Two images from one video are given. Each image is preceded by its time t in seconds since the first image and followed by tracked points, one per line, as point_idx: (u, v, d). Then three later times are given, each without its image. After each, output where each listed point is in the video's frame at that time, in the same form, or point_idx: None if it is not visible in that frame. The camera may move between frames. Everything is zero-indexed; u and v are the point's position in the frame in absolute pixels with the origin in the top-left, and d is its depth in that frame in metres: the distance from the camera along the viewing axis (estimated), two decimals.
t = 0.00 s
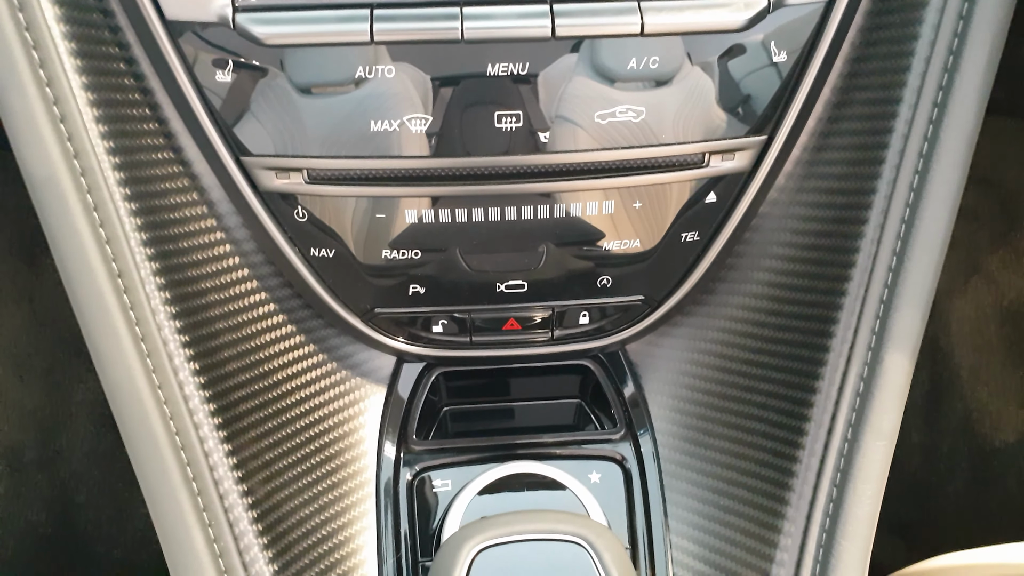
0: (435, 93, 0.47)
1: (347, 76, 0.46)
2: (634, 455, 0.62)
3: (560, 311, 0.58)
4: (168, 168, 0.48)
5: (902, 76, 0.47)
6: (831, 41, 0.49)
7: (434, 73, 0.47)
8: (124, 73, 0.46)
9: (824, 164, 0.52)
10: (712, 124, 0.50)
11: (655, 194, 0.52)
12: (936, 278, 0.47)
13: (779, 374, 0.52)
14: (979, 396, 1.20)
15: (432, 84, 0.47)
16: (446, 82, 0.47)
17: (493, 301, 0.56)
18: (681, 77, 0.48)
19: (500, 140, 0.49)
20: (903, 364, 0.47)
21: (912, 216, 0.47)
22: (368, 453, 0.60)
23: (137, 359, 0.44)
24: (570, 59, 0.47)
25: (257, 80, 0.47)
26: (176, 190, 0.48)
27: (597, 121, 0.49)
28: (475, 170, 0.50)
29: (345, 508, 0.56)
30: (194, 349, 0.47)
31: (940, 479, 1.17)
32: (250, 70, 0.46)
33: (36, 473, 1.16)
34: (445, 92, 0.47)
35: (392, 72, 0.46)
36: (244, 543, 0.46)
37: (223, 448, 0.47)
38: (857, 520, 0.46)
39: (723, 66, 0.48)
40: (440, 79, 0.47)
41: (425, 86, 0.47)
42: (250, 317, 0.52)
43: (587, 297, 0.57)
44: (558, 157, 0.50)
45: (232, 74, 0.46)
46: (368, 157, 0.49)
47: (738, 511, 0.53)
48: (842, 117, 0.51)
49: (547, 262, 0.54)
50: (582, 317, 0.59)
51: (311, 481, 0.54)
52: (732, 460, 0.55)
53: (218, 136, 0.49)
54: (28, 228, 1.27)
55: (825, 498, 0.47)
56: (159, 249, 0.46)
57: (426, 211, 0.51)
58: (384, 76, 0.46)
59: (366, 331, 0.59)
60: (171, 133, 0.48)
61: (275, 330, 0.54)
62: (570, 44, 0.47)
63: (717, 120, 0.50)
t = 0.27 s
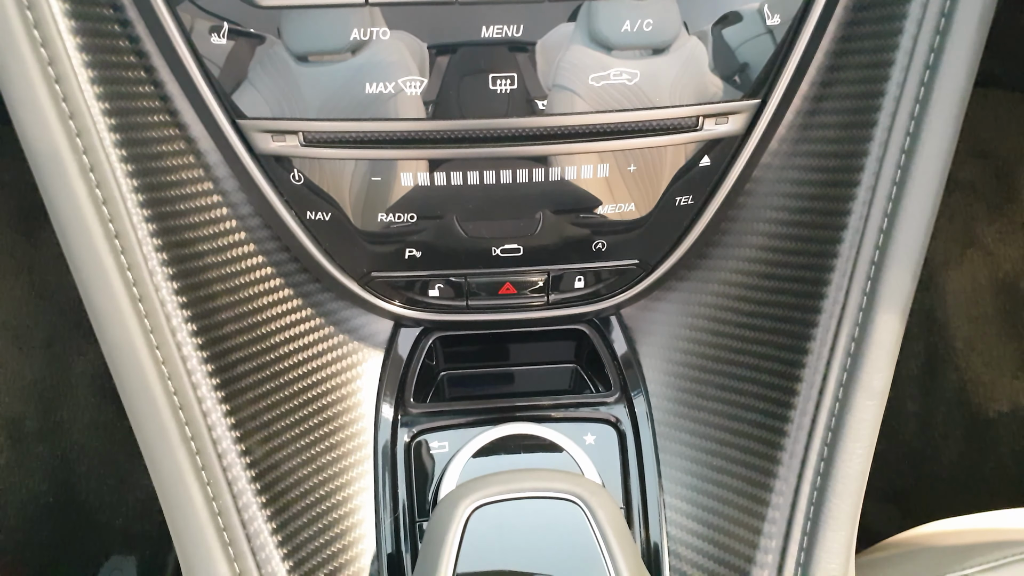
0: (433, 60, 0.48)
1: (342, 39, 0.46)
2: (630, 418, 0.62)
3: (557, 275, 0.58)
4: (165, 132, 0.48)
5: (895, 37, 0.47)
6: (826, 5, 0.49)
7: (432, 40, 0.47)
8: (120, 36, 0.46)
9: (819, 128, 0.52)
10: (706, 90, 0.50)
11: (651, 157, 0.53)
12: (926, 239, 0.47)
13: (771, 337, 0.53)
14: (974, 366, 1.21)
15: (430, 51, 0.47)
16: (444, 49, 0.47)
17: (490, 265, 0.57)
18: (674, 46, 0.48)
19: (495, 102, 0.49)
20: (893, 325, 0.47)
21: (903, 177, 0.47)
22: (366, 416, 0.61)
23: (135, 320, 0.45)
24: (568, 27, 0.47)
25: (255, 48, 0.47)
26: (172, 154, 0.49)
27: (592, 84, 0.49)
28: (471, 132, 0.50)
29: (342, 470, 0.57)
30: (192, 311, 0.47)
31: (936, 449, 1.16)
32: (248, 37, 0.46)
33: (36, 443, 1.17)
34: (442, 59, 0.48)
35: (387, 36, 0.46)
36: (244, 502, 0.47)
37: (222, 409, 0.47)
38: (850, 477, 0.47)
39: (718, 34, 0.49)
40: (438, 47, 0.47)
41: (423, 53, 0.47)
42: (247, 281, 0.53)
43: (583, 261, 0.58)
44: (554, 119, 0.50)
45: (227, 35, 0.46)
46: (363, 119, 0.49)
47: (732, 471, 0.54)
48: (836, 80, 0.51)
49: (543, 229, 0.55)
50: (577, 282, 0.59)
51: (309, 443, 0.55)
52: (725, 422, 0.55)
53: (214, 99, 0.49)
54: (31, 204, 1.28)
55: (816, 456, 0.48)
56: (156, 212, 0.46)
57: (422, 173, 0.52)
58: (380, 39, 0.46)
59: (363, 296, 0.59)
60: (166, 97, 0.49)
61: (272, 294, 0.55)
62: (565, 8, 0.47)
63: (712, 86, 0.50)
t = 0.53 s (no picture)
0: (433, 37, 0.47)
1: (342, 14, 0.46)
2: (624, 398, 0.63)
3: (554, 256, 0.58)
4: (162, 107, 0.48)
5: (897, 20, 0.47)
6: None
7: (432, 17, 0.47)
8: (116, 9, 0.45)
9: (819, 111, 0.52)
10: (708, 70, 0.50)
11: (650, 138, 0.53)
12: (923, 225, 0.47)
13: (766, 320, 0.53)
14: (968, 349, 1.22)
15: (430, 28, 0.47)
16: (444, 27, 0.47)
17: (487, 245, 0.57)
18: (676, 24, 0.48)
19: (495, 81, 0.49)
20: (887, 310, 0.47)
21: (901, 162, 0.47)
22: (362, 393, 0.61)
23: (133, 297, 0.45)
24: (569, 5, 0.47)
25: (253, 22, 0.46)
26: (170, 129, 0.49)
27: (591, 64, 0.49)
28: (470, 111, 0.50)
29: (338, 446, 0.57)
30: (190, 287, 0.47)
31: (928, 430, 1.17)
32: (246, 11, 0.46)
33: (33, 414, 1.17)
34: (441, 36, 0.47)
35: (388, 12, 0.46)
36: (240, 478, 0.47)
37: (219, 385, 0.48)
38: (840, 459, 0.47)
39: (720, 13, 0.48)
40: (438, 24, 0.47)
41: (423, 30, 0.47)
42: (244, 257, 0.53)
43: (581, 242, 0.58)
44: (553, 99, 0.50)
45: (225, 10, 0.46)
46: (362, 96, 0.49)
47: (724, 451, 0.54)
48: (837, 63, 0.51)
49: (542, 209, 0.55)
50: (574, 262, 0.59)
51: (305, 419, 0.55)
52: (719, 403, 0.56)
53: (211, 74, 0.48)
54: (28, 176, 1.28)
55: (808, 438, 0.48)
56: (153, 187, 0.46)
57: (421, 152, 0.51)
58: (380, 15, 0.46)
59: (360, 274, 0.59)
60: (164, 71, 0.48)
61: (269, 271, 0.55)
62: None
63: (713, 65, 0.50)
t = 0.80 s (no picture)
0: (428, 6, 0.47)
1: None
2: (620, 366, 0.64)
3: (551, 227, 0.58)
4: (157, 77, 0.48)
5: None
6: None
7: None
8: None
9: (814, 79, 0.52)
10: (703, 41, 0.50)
11: (645, 107, 0.52)
12: (919, 192, 0.48)
13: (762, 289, 0.54)
14: (963, 324, 1.22)
15: None
16: None
17: (484, 216, 0.57)
18: None
19: (490, 50, 0.49)
20: (882, 277, 0.48)
21: (897, 129, 0.47)
22: (360, 365, 0.62)
23: (130, 267, 0.45)
24: None
25: None
26: (165, 99, 0.48)
27: (587, 32, 0.49)
28: (465, 80, 0.50)
29: (337, 417, 0.58)
30: (187, 258, 0.47)
31: (923, 404, 1.18)
32: None
33: (33, 393, 1.17)
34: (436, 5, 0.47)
35: None
36: (240, 447, 0.47)
37: (218, 356, 0.48)
38: (834, 425, 0.48)
39: None
40: None
41: None
42: (241, 229, 0.53)
43: (577, 213, 0.58)
44: (549, 68, 0.50)
45: None
46: (357, 66, 0.49)
47: (720, 420, 0.55)
48: (833, 31, 0.51)
49: (538, 179, 0.55)
50: (571, 233, 0.59)
51: (304, 390, 0.55)
52: (715, 372, 0.56)
53: (206, 44, 0.48)
54: (21, 156, 1.27)
55: (804, 405, 0.49)
56: (149, 157, 0.46)
57: (417, 122, 0.51)
58: None
59: (356, 246, 0.59)
60: (158, 41, 0.48)
61: (267, 242, 0.55)
62: None
63: (708, 36, 0.50)
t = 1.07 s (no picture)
0: None
1: None
2: (617, 330, 0.64)
3: (550, 188, 0.58)
4: (155, 31, 0.48)
5: None
6: None
7: None
8: None
9: (818, 40, 0.52)
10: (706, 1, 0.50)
11: (647, 67, 0.52)
12: (921, 155, 0.47)
13: (761, 252, 0.54)
14: (960, 293, 1.22)
15: None
16: None
17: (483, 176, 0.56)
18: None
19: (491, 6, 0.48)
20: (882, 241, 0.48)
21: (901, 90, 0.47)
22: (360, 323, 0.62)
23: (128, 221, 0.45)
24: None
25: None
26: (164, 54, 0.48)
27: None
28: (466, 37, 0.49)
29: (337, 377, 0.58)
30: (186, 215, 0.47)
31: (918, 372, 1.19)
32: None
33: (30, 353, 1.17)
34: None
35: None
36: (240, 404, 0.48)
37: (217, 313, 0.48)
38: (830, 388, 0.48)
39: None
40: None
41: None
42: (241, 187, 0.53)
43: (577, 174, 0.57)
44: (550, 24, 0.49)
45: None
46: (356, 20, 0.48)
47: (717, 382, 0.55)
48: None
49: (538, 141, 0.54)
50: (571, 195, 0.59)
51: (304, 349, 0.55)
52: (713, 334, 0.56)
53: None
54: (15, 116, 1.26)
55: (800, 368, 0.49)
56: (147, 112, 0.46)
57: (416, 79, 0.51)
58: None
59: (355, 205, 0.59)
60: None
61: (267, 201, 0.55)
62: None
63: None
